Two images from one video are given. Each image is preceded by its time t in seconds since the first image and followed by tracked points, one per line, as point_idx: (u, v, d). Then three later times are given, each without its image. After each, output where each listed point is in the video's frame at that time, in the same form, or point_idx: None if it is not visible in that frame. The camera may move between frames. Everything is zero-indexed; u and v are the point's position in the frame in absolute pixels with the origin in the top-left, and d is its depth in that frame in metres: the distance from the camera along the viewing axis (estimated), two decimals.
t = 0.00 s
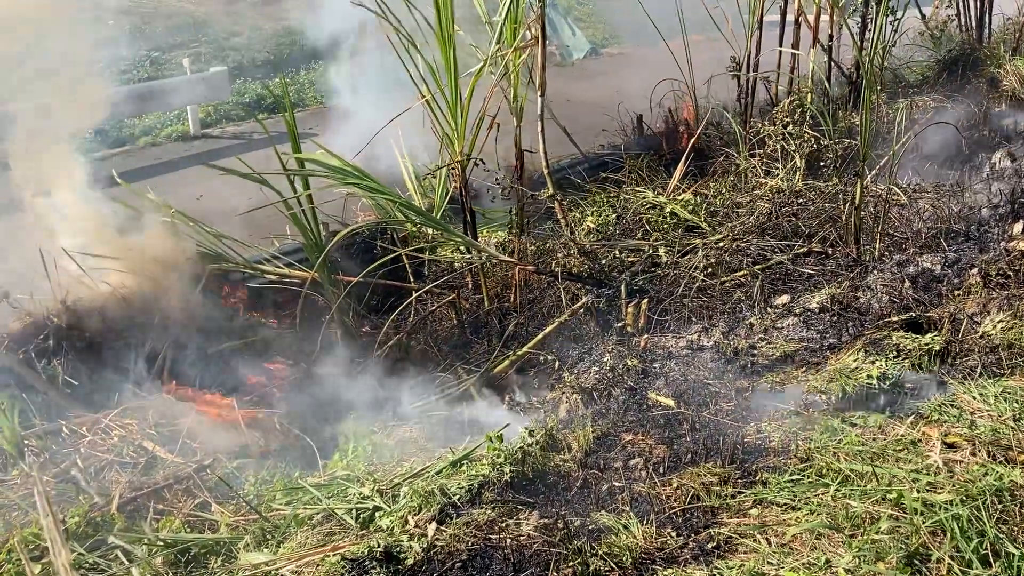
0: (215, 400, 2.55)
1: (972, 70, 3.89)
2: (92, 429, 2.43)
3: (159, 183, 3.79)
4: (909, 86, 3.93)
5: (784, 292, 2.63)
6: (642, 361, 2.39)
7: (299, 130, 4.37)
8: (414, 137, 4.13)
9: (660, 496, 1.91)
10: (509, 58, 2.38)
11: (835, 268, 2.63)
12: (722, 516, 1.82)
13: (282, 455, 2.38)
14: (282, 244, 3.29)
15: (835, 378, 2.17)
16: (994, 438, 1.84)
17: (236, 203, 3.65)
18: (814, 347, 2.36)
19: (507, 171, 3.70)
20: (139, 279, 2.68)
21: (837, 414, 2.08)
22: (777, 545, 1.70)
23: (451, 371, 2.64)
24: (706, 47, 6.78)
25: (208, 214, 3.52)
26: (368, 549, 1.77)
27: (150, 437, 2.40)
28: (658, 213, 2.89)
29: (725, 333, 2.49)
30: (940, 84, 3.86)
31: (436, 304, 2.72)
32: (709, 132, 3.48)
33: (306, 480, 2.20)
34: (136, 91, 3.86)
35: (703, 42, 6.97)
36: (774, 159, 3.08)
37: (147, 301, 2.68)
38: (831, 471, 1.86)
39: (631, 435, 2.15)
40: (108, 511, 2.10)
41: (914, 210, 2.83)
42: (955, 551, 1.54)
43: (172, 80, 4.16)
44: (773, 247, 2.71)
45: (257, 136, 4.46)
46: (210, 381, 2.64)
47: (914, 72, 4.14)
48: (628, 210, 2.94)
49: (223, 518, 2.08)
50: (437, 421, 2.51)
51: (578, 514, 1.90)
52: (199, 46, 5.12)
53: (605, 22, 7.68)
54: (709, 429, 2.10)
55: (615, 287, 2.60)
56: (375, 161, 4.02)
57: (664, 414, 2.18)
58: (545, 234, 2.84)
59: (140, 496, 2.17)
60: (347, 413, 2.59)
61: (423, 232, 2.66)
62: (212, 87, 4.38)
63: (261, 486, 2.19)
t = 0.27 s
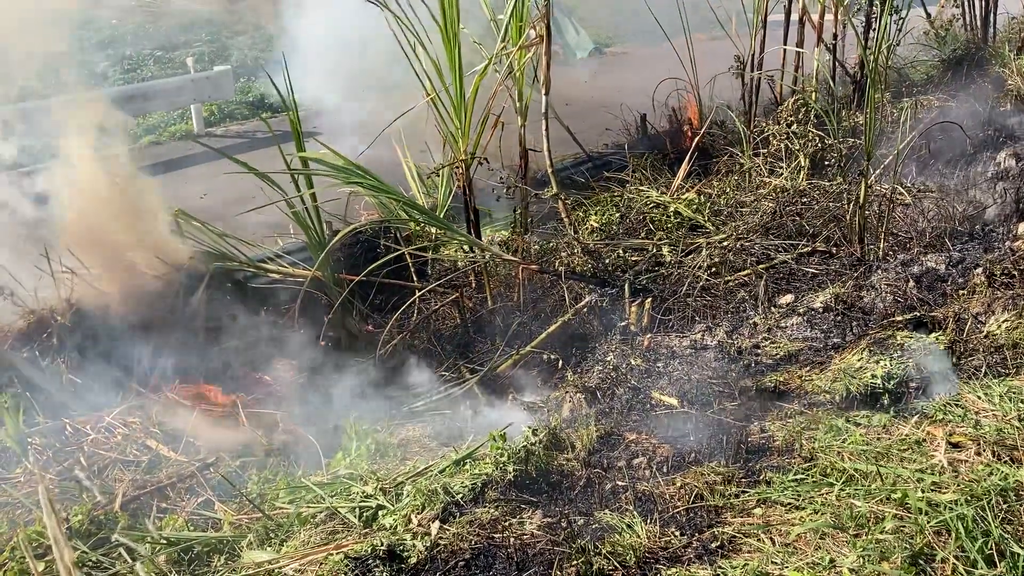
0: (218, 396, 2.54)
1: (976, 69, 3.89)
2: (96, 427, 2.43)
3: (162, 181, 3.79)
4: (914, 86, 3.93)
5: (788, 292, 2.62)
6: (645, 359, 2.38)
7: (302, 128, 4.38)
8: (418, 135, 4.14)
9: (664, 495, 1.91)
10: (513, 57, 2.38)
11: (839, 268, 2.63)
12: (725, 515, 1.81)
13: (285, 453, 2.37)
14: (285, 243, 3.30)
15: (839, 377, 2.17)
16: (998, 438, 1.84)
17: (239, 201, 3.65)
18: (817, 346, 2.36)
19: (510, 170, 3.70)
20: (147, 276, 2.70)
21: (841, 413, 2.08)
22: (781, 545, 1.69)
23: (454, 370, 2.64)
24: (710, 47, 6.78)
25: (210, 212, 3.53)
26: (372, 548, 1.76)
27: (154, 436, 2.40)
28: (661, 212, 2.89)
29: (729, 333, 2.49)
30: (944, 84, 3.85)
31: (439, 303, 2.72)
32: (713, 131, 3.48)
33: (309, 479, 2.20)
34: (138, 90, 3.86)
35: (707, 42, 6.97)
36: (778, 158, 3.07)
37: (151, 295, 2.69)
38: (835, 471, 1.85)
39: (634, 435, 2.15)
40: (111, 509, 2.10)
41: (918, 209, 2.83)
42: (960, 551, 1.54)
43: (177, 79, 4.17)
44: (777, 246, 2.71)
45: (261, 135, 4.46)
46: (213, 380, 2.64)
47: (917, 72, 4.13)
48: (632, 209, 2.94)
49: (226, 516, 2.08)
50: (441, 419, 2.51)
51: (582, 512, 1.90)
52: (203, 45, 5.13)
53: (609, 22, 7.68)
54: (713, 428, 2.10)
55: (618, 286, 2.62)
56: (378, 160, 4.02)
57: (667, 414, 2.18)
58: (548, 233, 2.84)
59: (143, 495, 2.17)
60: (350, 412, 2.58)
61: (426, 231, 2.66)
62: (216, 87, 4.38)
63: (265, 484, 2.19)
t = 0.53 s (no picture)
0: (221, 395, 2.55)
1: (980, 69, 3.88)
2: (98, 427, 2.44)
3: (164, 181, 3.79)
4: (917, 85, 3.93)
5: (791, 291, 2.62)
6: (647, 359, 2.38)
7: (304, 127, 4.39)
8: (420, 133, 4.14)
9: (666, 495, 1.91)
10: (516, 56, 2.38)
11: (841, 267, 2.63)
12: (727, 515, 1.81)
13: (287, 452, 2.38)
14: (286, 242, 3.31)
15: (841, 377, 2.16)
16: (1001, 438, 1.84)
17: (241, 201, 3.65)
18: (820, 346, 2.35)
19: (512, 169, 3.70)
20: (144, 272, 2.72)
21: (843, 412, 2.07)
22: (783, 545, 1.69)
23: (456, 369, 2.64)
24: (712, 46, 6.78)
25: (211, 211, 3.53)
26: (374, 547, 1.76)
27: (156, 435, 2.41)
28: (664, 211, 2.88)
29: (731, 332, 2.48)
30: (947, 84, 3.85)
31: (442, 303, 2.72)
32: (715, 131, 3.48)
33: (311, 478, 2.21)
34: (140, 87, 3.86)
35: (709, 41, 6.97)
36: (781, 157, 3.07)
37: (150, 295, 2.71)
38: (838, 471, 1.85)
39: (637, 435, 2.15)
40: (113, 508, 2.11)
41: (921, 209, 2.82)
42: (962, 551, 1.54)
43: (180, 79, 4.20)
44: (780, 245, 2.71)
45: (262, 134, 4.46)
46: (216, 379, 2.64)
47: (920, 71, 4.13)
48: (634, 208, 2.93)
49: (228, 515, 2.09)
50: (443, 418, 2.51)
51: (583, 512, 1.90)
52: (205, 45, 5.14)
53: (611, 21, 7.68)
54: (715, 428, 2.10)
55: (621, 285, 2.62)
56: (380, 159, 4.03)
57: (670, 413, 2.18)
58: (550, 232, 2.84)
59: (145, 494, 2.18)
60: (352, 412, 2.58)
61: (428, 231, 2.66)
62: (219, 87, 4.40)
63: (267, 483, 2.20)
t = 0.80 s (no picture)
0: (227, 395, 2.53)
1: (984, 67, 3.87)
2: (102, 426, 2.46)
3: (168, 181, 3.80)
4: (920, 84, 3.92)
5: (793, 291, 2.62)
6: (650, 359, 2.39)
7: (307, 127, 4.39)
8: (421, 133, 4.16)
9: (668, 495, 1.91)
10: (518, 56, 2.38)
11: (845, 267, 2.60)
12: (729, 515, 1.81)
13: (290, 452, 2.38)
14: (289, 241, 3.32)
15: (843, 377, 2.16)
16: (1004, 438, 1.84)
17: (244, 201, 3.66)
18: (823, 346, 2.34)
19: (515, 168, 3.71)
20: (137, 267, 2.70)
21: (846, 412, 2.07)
22: (785, 544, 1.69)
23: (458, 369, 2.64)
24: (716, 46, 6.77)
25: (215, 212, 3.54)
26: (375, 547, 1.77)
27: (159, 435, 2.43)
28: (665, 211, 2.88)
29: (733, 332, 2.46)
30: (951, 83, 3.84)
31: (444, 302, 2.72)
32: (718, 131, 3.48)
33: (313, 477, 2.21)
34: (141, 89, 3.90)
35: (713, 40, 6.96)
36: (784, 156, 3.06)
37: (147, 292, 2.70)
38: (840, 470, 1.85)
39: (639, 435, 2.15)
40: (116, 508, 2.12)
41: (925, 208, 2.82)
42: (964, 551, 1.54)
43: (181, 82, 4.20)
44: (780, 245, 2.71)
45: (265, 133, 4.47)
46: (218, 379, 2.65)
47: (924, 70, 4.12)
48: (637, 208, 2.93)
49: (230, 514, 2.09)
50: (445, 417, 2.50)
51: (585, 512, 1.90)
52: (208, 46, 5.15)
53: (614, 20, 7.68)
54: (717, 428, 2.10)
55: (623, 285, 2.61)
56: (383, 158, 4.04)
57: (672, 413, 2.18)
58: (552, 232, 2.83)
59: (148, 493, 2.19)
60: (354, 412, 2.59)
61: (431, 231, 2.66)
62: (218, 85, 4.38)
63: (269, 482, 2.21)
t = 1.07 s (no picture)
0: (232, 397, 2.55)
1: (988, 66, 3.87)
2: (105, 425, 2.47)
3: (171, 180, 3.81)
4: (924, 83, 3.92)
5: (797, 290, 2.62)
6: (652, 358, 2.40)
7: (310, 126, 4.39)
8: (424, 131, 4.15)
9: (670, 495, 1.91)
10: (520, 56, 2.37)
11: (847, 266, 2.59)
12: (731, 514, 1.81)
13: (294, 451, 2.38)
14: (292, 240, 3.32)
15: (846, 376, 2.16)
16: (1007, 438, 1.83)
17: (247, 200, 3.66)
18: (825, 346, 2.34)
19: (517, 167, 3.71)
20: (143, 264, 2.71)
21: (848, 412, 2.07)
22: (788, 544, 1.70)
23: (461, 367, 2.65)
24: (719, 45, 6.77)
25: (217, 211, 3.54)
26: (378, 546, 1.77)
27: (162, 434, 2.44)
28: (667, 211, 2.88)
29: (736, 331, 2.48)
30: (954, 82, 3.84)
31: (447, 301, 2.71)
32: (720, 130, 3.48)
33: (316, 477, 2.22)
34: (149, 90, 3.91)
35: (716, 40, 6.96)
36: (787, 155, 3.05)
37: (148, 288, 2.68)
38: (842, 470, 1.85)
39: (641, 434, 2.15)
40: (119, 507, 2.13)
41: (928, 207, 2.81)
42: (967, 551, 1.54)
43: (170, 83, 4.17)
44: (784, 245, 2.69)
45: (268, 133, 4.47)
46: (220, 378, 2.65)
47: (928, 69, 4.11)
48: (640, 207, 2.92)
49: (233, 513, 2.10)
50: (448, 418, 2.52)
51: (587, 511, 1.90)
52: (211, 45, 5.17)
53: (617, 20, 7.68)
54: (719, 427, 2.10)
55: (626, 285, 2.59)
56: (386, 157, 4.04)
57: (674, 412, 2.19)
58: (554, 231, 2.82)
59: (151, 492, 2.20)
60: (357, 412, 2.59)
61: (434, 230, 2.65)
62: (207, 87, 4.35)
63: (272, 481, 2.22)
